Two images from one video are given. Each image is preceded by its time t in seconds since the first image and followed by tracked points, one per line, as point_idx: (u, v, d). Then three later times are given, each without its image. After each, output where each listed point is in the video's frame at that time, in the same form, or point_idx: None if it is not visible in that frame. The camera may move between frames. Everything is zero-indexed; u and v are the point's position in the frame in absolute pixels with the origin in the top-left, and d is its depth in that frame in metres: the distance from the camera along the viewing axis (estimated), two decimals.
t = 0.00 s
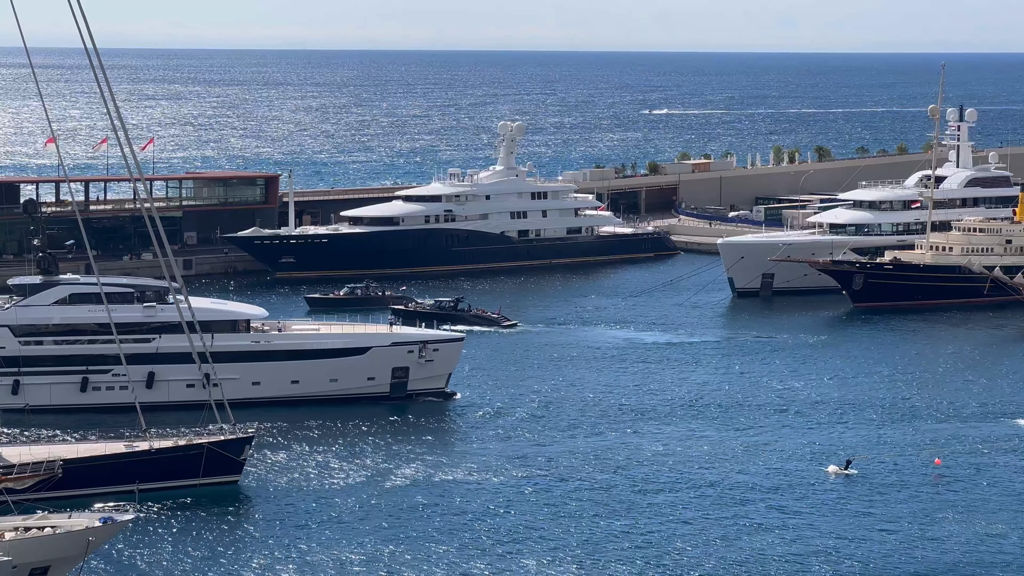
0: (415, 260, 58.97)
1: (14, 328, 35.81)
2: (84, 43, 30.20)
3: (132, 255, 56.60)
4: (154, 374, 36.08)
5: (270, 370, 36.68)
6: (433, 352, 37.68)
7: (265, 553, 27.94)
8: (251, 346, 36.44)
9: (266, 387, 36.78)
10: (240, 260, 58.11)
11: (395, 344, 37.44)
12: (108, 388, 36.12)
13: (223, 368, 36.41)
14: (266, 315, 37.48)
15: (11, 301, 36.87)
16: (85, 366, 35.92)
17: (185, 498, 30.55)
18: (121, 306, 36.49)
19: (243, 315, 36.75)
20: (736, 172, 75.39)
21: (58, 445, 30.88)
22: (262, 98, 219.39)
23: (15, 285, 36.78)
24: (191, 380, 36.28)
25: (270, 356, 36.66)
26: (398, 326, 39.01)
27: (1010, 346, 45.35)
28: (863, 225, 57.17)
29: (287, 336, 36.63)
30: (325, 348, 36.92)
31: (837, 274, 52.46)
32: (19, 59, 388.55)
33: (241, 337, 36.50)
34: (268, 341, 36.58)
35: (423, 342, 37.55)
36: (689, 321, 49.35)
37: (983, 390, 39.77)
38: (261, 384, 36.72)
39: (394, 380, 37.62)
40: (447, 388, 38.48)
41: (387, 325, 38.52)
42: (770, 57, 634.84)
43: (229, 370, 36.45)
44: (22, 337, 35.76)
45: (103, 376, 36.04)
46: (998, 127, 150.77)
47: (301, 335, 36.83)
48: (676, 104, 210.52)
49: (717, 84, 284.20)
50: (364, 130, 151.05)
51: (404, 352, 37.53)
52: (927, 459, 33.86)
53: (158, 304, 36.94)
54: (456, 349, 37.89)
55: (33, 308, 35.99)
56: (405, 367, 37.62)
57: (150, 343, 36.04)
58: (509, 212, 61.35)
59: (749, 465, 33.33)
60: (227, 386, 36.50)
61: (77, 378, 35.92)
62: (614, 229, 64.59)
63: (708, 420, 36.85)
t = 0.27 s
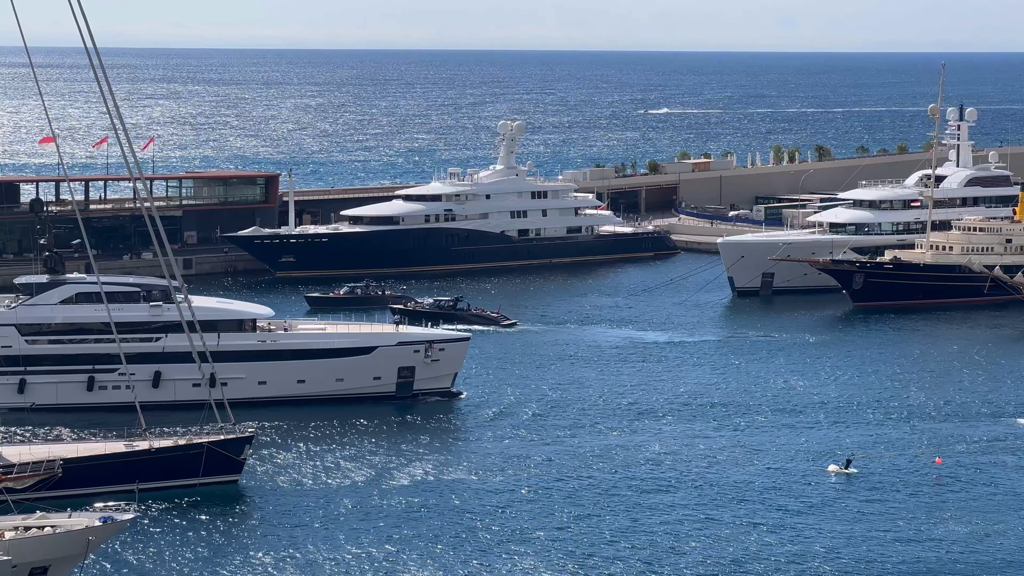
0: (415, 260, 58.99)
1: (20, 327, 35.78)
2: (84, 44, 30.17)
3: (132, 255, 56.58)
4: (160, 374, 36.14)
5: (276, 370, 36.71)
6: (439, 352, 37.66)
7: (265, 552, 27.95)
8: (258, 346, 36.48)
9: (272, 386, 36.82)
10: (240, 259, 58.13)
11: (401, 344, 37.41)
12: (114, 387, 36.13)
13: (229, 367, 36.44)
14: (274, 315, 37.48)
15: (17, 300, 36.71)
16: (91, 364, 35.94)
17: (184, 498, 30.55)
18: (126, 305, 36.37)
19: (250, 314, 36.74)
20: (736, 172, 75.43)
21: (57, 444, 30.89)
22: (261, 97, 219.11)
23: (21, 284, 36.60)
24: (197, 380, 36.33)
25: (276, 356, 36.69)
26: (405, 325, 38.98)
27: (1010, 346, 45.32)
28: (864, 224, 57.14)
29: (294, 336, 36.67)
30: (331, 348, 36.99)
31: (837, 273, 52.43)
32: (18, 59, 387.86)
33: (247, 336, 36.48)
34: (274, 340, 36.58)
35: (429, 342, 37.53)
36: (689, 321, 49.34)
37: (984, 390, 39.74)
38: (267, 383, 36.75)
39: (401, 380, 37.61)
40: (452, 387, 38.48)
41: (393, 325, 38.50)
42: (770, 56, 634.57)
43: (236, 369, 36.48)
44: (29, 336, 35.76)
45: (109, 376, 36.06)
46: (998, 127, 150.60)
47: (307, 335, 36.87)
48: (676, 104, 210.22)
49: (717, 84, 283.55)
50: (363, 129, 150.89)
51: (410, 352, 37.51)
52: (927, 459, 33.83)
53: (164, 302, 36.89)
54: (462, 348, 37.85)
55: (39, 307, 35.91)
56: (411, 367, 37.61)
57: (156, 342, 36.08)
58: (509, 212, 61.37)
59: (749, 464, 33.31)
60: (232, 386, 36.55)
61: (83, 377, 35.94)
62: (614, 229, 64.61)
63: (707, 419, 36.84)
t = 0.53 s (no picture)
0: (415, 259, 59.06)
1: (27, 326, 35.76)
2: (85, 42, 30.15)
3: (132, 254, 56.56)
4: (167, 373, 36.14)
5: (283, 369, 36.70)
6: (444, 352, 37.75)
7: (265, 552, 27.96)
8: (263, 345, 36.45)
9: (279, 386, 36.82)
10: (240, 259, 58.13)
11: (407, 344, 37.47)
12: (121, 386, 36.14)
13: (236, 366, 36.42)
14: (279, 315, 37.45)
15: (23, 299, 36.67)
16: (98, 363, 35.96)
17: (184, 497, 30.55)
18: (133, 304, 36.38)
19: (256, 313, 36.70)
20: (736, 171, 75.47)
21: (57, 444, 30.89)
22: (261, 97, 219.09)
23: (28, 283, 36.53)
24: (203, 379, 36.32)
25: (283, 355, 36.69)
26: (410, 325, 39.03)
27: (1010, 345, 45.33)
28: (864, 224, 57.13)
29: (299, 335, 36.64)
30: (337, 348, 36.98)
31: (837, 272, 52.44)
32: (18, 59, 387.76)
33: (254, 336, 36.43)
34: (280, 340, 36.57)
35: (435, 342, 37.61)
36: (689, 320, 49.34)
37: (984, 389, 39.74)
38: (273, 382, 36.75)
39: (406, 380, 37.67)
40: (458, 387, 38.53)
41: (399, 324, 38.54)
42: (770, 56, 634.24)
43: (242, 369, 36.46)
44: (36, 336, 35.78)
45: (116, 375, 36.07)
46: (998, 126, 150.51)
47: (313, 334, 36.83)
48: (676, 104, 209.96)
49: (717, 83, 282.97)
50: (363, 129, 150.85)
51: (416, 352, 37.57)
52: (928, 458, 33.83)
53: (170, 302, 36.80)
54: (467, 349, 37.95)
55: (45, 306, 35.89)
56: (417, 367, 37.67)
57: (162, 342, 36.11)
58: (509, 211, 61.38)
59: (749, 464, 33.31)
60: (239, 385, 36.54)
61: (90, 376, 35.96)
62: (613, 228, 64.63)
63: (708, 418, 36.84)
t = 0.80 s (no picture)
0: (415, 259, 59.06)
1: (33, 325, 35.75)
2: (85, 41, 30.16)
3: (131, 254, 56.55)
4: (173, 373, 36.17)
5: (288, 369, 36.70)
6: (450, 352, 37.74)
7: (263, 552, 27.95)
8: (269, 345, 36.46)
9: (285, 385, 36.83)
10: (240, 258, 58.14)
11: (413, 344, 37.45)
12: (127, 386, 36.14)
13: (242, 366, 36.43)
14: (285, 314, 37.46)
15: (30, 298, 36.66)
16: (104, 363, 35.95)
17: (183, 497, 30.54)
18: (139, 303, 36.38)
19: (261, 313, 36.71)
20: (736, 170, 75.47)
21: (56, 444, 30.89)
22: (261, 96, 219.03)
23: (34, 282, 36.50)
24: (209, 378, 36.34)
25: (288, 355, 36.69)
26: (416, 325, 39.01)
27: (1010, 345, 45.30)
28: (864, 223, 57.11)
29: (305, 335, 36.65)
30: (342, 348, 36.98)
31: (837, 272, 52.46)
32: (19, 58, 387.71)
33: (259, 336, 36.43)
34: (286, 339, 36.57)
35: (441, 342, 37.59)
36: (689, 320, 49.34)
37: (984, 389, 39.72)
38: (279, 382, 36.76)
39: (412, 379, 37.65)
40: (463, 387, 38.53)
41: (404, 324, 38.54)
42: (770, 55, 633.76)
43: (248, 368, 36.47)
44: (42, 335, 35.77)
45: (123, 374, 36.07)
46: (999, 126, 150.28)
47: (318, 334, 36.84)
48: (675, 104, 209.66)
49: (717, 82, 282.59)
50: (363, 128, 150.81)
51: (421, 352, 37.55)
52: (927, 458, 33.82)
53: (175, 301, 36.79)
54: (473, 348, 37.93)
55: (49, 306, 35.88)
56: (423, 367, 37.65)
57: (169, 342, 36.14)
58: (509, 210, 61.39)
59: (748, 463, 33.31)
60: (245, 384, 36.53)
61: (96, 375, 35.95)
62: (613, 228, 64.64)
63: (707, 418, 36.83)
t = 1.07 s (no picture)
0: (415, 258, 59.07)
1: (39, 325, 35.72)
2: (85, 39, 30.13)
3: (131, 253, 56.51)
4: (180, 372, 36.18)
5: (294, 368, 36.71)
6: (456, 351, 37.78)
7: (262, 552, 27.95)
8: (275, 344, 36.46)
9: (290, 385, 36.84)
10: (240, 258, 58.11)
11: (419, 344, 37.49)
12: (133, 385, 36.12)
13: (248, 366, 36.42)
14: (291, 313, 37.46)
15: (36, 297, 36.64)
16: (110, 362, 35.94)
17: (183, 497, 30.54)
18: (147, 303, 36.46)
19: (268, 312, 36.70)
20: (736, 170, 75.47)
21: (56, 444, 30.88)
22: (261, 96, 218.94)
23: (40, 281, 36.44)
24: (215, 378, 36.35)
25: (294, 354, 36.70)
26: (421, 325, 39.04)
27: (1009, 345, 45.29)
28: (865, 223, 57.11)
29: (311, 335, 36.66)
30: (349, 348, 37.00)
31: (837, 272, 52.47)
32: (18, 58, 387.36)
33: (265, 336, 36.42)
34: (292, 339, 36.55)
35: (446, 341, 37.61)
36: (690, 319, 49.34)
37: (984, 389, 39.72)
38: (285, 382, 36.78)
39: (418, 379, 37.69)
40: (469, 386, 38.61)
41: (410, 324, 38.57)
42: (770, 55, 633.57)
43: (255, 368, 36.47)
44: (49, 334, 35.73)
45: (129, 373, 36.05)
46: (999, 126, 150.22)
47: (324, 334, 36.86)
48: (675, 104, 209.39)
49: (717, 82, 282.36)
50: (363, 128, 150.71)
51: (427, 351, 37.58)
52: (928, 458, 33.84)
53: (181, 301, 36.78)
54: (479, 348, 37.96)
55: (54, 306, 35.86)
56: (429, 366, 37.69)
57: (176, 341, 36.14)
58: (509, 210, 61.38)
59: (748, 463, 33.31)
60: (251, 384, 36.54)
61: (103, 375, 35.93)
62: (613, 227, 64.63)
63: (707, 417, 36.83)
